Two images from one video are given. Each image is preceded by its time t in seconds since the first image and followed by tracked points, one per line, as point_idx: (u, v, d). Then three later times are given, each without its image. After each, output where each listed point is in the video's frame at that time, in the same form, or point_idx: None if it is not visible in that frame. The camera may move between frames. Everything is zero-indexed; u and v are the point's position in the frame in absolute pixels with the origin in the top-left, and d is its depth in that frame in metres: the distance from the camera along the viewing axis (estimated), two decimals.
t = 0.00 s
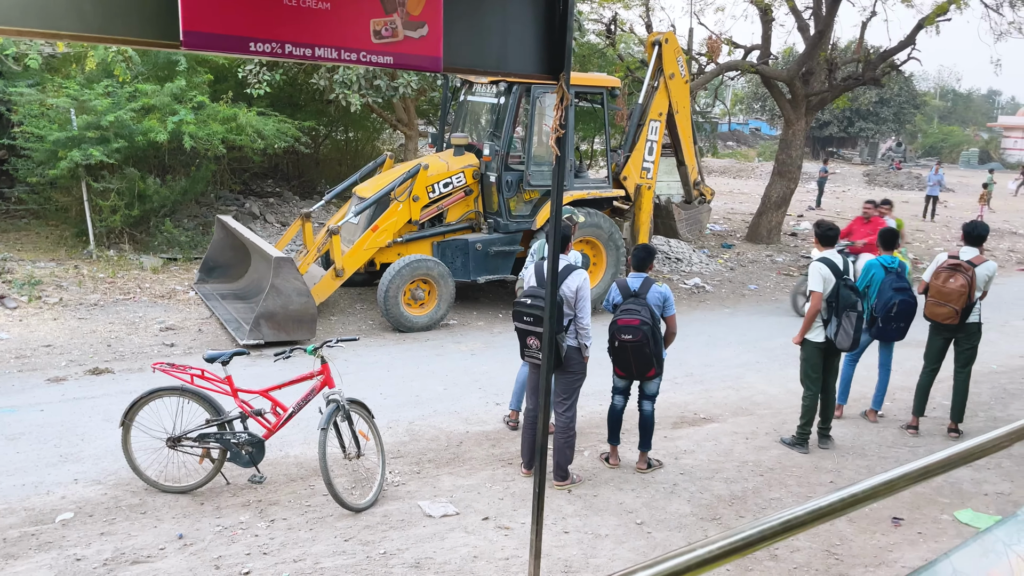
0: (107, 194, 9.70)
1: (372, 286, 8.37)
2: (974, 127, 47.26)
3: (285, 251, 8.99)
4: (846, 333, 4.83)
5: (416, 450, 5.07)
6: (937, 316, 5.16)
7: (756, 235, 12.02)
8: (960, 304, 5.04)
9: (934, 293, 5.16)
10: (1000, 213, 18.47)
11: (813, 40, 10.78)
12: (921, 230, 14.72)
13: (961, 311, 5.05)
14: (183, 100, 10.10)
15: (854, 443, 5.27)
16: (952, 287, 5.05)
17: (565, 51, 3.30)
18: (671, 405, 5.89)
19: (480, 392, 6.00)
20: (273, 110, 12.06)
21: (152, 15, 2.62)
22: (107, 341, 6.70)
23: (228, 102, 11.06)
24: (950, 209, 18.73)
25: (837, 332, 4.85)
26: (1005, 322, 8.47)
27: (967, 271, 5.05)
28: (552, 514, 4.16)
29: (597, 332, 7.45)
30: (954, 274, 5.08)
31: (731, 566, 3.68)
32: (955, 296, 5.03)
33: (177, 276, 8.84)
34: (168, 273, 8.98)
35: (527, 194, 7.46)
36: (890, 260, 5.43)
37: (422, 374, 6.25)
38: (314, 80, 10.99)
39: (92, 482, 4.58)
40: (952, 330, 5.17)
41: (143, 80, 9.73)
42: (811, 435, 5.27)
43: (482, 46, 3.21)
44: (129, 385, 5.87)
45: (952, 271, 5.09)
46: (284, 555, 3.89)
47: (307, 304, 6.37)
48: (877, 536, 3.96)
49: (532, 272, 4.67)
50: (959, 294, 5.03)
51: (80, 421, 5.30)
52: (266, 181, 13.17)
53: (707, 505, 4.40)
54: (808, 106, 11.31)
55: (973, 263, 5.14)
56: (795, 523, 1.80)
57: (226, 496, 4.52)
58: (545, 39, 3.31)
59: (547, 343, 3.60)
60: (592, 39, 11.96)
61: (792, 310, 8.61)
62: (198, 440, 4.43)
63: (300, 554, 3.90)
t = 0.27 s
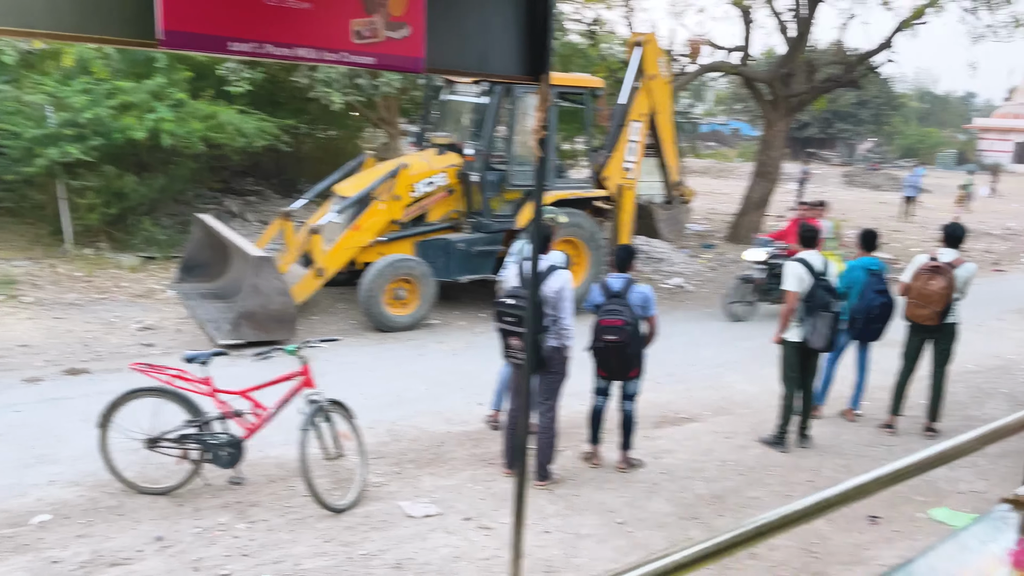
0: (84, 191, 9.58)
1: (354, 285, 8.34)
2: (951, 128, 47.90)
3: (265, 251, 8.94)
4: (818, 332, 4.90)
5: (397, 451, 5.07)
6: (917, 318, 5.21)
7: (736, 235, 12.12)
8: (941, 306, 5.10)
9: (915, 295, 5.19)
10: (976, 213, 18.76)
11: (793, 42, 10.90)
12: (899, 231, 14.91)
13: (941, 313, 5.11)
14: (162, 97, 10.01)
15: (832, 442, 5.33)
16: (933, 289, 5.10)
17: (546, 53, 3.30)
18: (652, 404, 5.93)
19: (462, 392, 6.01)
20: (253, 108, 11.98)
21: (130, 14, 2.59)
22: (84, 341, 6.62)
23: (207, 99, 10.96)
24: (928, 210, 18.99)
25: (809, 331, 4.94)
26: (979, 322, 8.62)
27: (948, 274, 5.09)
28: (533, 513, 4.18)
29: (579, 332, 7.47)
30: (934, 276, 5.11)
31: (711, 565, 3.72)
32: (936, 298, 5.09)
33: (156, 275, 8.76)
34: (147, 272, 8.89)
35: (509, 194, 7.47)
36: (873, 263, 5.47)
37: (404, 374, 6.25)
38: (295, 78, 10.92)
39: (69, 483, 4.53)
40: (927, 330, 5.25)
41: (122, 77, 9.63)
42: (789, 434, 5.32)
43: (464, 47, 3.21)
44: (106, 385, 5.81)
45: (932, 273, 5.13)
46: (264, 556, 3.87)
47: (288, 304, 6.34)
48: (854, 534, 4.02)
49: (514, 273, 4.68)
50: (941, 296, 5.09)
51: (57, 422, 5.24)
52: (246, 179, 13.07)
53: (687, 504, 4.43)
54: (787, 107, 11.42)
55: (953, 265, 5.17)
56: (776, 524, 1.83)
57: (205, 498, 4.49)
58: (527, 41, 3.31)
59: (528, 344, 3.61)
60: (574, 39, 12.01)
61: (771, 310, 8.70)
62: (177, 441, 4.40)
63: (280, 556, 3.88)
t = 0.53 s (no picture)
0: (70, 191, 9.50)
1: (343, 286, 8.32)
2: (937, 130, 48.29)
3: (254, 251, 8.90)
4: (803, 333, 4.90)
5: (387, 453, 5.06)
6: (909, 320, 5.25)
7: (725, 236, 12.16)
8: (933, 308, 5.14)
9: (908, 297, 5.23)
10: (962, 215, 18.92)
11: (781, 45, 10.96)
12: (886, 232, 15.01)
13: (933, 315, 5.15)
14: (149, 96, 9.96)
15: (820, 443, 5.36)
16: (926, 291, 5.13)
17: (536, 55, 3.30)
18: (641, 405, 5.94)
19: (452, 393, 6.00)
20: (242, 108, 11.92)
21: (117, 15, 2.56)
22: (71, 342, 6.57)
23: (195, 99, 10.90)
24: (915, 212, 19.14)
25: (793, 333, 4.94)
26: (965, 323, 8.69)
27: (941, 276, 5.13)
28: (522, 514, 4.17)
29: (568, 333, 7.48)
30: (927, 279, 5.15)
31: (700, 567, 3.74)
32: (930, 300, 5.13)
33: (143, 276, 8.70)
34: (134, 273, 8.83)
35: (499, 195, 7.47)
36: (862, 264, 5.52)
37: (393, 375, 6.23)
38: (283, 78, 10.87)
39: (55, 486, 4.49)
40: (914, 331, 5.29)
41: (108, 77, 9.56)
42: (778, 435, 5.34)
43: (454, 49, 3.20)
44: (93, 387, 5.76)
45: (926, 275, 5.16)
46: (253, 559, 3.85)
47: (277, 305, 6.31)
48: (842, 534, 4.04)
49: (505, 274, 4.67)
50: (933, 298, 5.13)
51: (42, 424, 5.18)
52: (234, 179, 13.00)
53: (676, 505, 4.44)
54: (776, 109, 11.48)
55: (946, 268, 5.21)
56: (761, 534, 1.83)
57: (193, 500, 4.46)
58: (517, 43, 3.31)
59: (518, 347, 3.60)
60: (563, 40, 12.03)
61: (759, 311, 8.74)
62: (165, 443, 4.37)
63: (269, 559, 3.87)
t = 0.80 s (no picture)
0: (68, 193, 9.47)
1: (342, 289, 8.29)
2: (936, 131, 48.32)
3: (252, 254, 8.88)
4: (801, 336, 4.89)
5: (386, 457, 5.03)
6: (918, 323, 5.21)
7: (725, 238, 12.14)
8: (944, 312, 5.12)
9: (918, 301, 5.18)
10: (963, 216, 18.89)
11: (782, 46, 10.96)
12: (887, 234, 14.99)
13: (943, 319, 5.13)
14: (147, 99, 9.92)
15: (821, 446, 5.34)
16: (938, 295, 5.10)
17: (537, 57, 3.27)
18: (642, 409, 5.92)
19: (452, 397, 5.97)
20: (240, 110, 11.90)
21: (115, 18, 2.54)
22: (69, 345, 6.54)
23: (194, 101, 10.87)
24: (915, 213, 19.13)
25: (791, 335, 4.94)
26: (967, 326, 8.67)
27: (951, 279, 5.11)
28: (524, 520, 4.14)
29: (568, 336, 7.45)
30: (938, 282, 5.12)
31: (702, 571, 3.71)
32: (941, 303, 5.09)
33: (142, 279, 8.67)
34: (132, 275, 8.80)
35: (498, 197, 7.45)
36: (863, 267, 5.51)
37: (392, 379, 6.21)
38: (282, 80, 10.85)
39: (52, 491, 4.46)
40: (916, 334, 5.27)
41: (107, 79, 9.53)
42: (779, 439, 5.32)
43: (455, 51, 3.17)
44: (91, 391, 5.73)
45: (936, 278, 5.13)
46: (251, 565, 3.82)
47: (275, 308, 6.28)
48: (845, 539, 4.01)
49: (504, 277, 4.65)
50: (944, 302, 5.10)
51: (40, 428, 5.16)
52: (233, 181, 12.98)
53: (677, 509, 4.41)
54: (776, 110, 11.46)
55: (955, 271, 5.19)
56: (765, 546, 1.84)
57: (192, 505, 4.44)
58: (518, 45, 3.29)
59: (519, 350, 3.59)
60: (563, 42, 12.03)
61: (760, 313, 8.72)
62: (162, 448, 4.33)
63: (268, 564, 3.84)
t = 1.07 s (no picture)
0: (70, 202, 9.49)
1: (343, 296, 8.31)
2: (933, 137, 48.49)
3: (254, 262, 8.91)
4: (800, 342, 4.91)
5: (388, 464, 5.04)
6: (927, 331, 5.19)
7: (724, 244, 12.18)
8: (952, 319, 5.14)
9: (928, 309, 5.16)
10: (961, 222, 18.97)
11: (780, 53, 11.04)
12: (886, 239, 15.04)
13: (952, 326, 5.15)
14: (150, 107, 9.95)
15: (822, 452, 5.35)
16: (947, 302, 5.11)
17: (538, 67, 3.30)
18: (643, 415, 5.94)
19: (453, 404, 5.99)
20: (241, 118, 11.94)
21: (121, 30, 2.56)
22: (71, 353, 6.56)
23: (195, 110, 10.92)
24: (913, 219, 19.20)
25: (789, 341, 4.96)
26: (966, 331, 8.69)
27: (958, 287, 5.15)
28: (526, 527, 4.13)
29: (569, 343, 7.47)
30: (946, 289, 5.14)
31: None
32: (950, 311, 5.11)
33: (143, 287, 8.69)
34: (134, 283, 8.82)
35: (499, 204, 7.48)
36: (863, 273, 5.53)
37: (394, 386, 6.22)
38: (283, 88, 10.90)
39: (56, 499, 4.47)
40: (915, 340, 5.29)
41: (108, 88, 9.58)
42: (780, 445, 5.33)
43: (456, 61, 3.20)
44: (93, 399, 5.74)
45: (944, 286, 5.15)
46: (254, 573, 3.83)
47: (277, 315, 6.31)
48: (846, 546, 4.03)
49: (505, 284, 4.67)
50: (952, 309, 5.13)
51: (43, 436, 5.17)
52: (234, 188, 13.01)
53: (679, 516, 4.42)
54: (775, 117, 11.53)
55: (959, 277, 5.25)
56: (765, 569, 1.73)
57: (194, 513, 4.44)
58: (519, 55, 3.31)
59: (521, 357, 3.60)
60: (562, 50, 12.12)
61: (760, 319, 8.75)
62: (165, 456, 4.33)
63: (270, 572, 3.85)
